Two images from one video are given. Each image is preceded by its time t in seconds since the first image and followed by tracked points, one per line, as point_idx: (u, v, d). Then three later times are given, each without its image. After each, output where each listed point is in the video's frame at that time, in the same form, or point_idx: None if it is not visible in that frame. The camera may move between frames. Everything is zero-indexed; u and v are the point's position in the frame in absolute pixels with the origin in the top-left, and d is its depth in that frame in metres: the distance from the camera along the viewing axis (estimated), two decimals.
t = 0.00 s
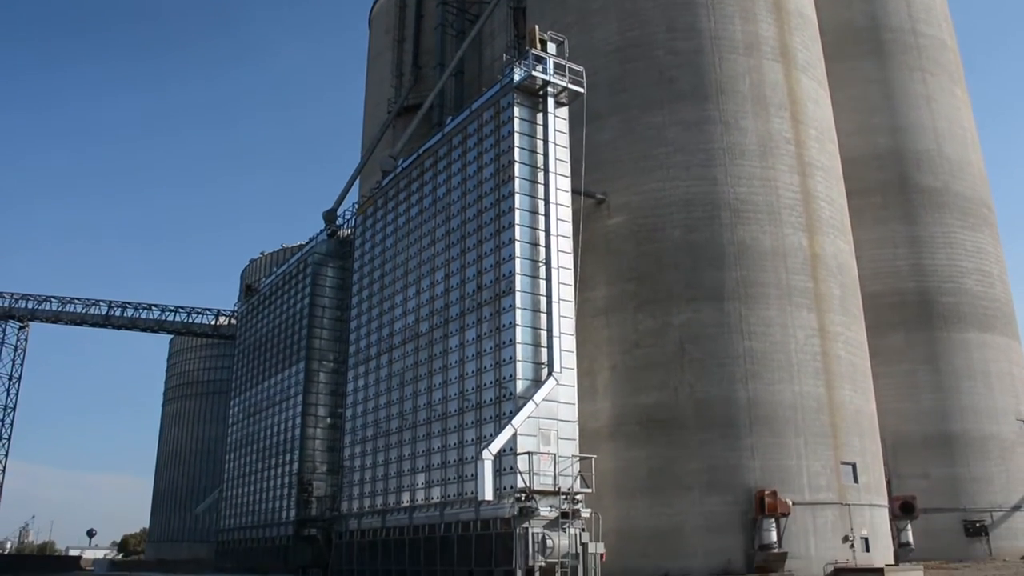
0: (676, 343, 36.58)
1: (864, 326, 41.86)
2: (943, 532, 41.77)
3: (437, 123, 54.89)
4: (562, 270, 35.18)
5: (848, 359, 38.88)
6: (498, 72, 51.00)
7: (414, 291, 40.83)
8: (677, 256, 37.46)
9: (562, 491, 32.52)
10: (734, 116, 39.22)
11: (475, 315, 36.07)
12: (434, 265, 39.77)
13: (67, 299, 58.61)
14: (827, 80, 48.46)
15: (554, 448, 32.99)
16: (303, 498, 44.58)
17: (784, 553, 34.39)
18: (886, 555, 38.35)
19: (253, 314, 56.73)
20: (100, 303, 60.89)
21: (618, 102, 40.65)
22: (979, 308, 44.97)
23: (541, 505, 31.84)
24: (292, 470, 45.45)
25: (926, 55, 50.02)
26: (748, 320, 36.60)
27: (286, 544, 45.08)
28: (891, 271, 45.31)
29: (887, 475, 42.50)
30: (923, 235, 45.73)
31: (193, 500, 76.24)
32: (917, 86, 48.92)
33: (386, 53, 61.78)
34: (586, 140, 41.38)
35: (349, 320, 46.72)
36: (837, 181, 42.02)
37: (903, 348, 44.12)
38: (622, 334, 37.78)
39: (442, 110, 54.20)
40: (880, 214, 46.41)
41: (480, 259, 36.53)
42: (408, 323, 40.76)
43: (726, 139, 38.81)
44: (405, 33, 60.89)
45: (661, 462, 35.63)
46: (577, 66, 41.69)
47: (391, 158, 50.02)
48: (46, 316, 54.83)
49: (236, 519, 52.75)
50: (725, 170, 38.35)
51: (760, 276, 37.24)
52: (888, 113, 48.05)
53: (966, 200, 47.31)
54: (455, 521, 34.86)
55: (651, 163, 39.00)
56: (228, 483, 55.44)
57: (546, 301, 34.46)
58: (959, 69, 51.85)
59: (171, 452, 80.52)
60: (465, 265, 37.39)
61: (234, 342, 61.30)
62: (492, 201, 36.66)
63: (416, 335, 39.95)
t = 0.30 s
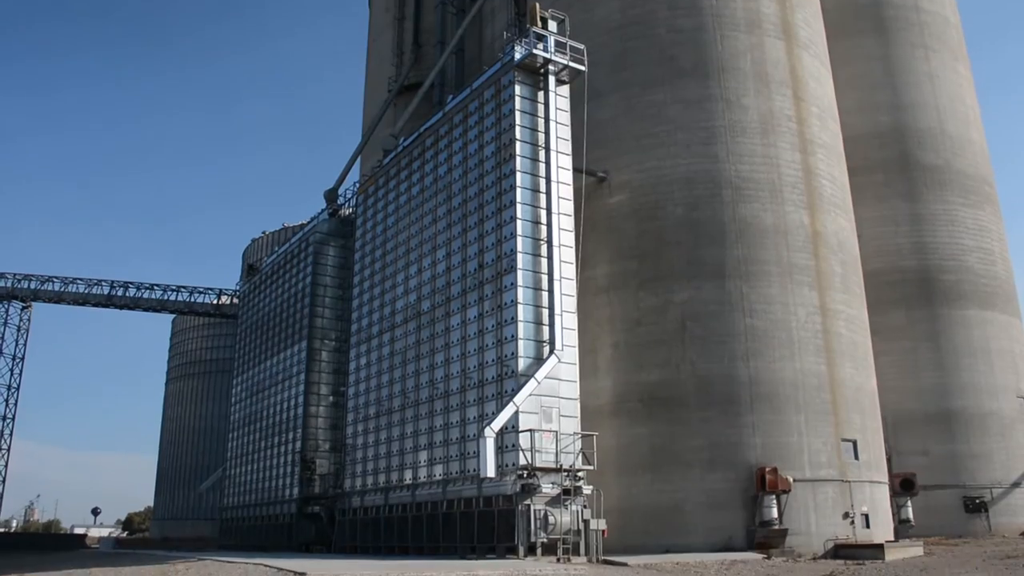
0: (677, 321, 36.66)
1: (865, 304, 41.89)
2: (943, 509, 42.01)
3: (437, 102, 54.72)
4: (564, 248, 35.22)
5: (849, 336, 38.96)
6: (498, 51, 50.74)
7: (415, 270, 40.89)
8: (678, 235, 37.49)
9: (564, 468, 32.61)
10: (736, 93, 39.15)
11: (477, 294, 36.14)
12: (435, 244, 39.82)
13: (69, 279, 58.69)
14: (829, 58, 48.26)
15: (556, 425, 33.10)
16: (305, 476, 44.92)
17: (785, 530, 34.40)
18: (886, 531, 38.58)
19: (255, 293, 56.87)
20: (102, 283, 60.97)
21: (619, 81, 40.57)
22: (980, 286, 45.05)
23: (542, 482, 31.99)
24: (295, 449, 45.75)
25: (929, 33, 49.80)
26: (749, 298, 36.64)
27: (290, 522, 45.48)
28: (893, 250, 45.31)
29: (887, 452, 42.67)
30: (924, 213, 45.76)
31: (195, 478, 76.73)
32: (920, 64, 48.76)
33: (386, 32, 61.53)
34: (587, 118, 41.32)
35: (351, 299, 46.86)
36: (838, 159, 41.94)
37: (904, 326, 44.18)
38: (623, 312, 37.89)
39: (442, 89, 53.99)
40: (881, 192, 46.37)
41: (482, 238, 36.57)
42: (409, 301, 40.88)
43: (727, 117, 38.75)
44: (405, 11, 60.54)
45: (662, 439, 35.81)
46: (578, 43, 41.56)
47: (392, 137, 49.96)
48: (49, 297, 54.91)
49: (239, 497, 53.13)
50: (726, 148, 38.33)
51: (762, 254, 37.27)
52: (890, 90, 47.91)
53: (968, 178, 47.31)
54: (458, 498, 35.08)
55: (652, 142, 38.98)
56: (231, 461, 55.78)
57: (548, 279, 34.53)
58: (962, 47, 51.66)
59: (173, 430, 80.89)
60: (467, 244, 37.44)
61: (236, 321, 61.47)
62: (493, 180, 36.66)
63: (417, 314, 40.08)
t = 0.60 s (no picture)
0: (679, 299, 36.73)
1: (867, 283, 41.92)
2: (942, 486, 42.27)
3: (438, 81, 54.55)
4: (566, 226, 35.27)
5: (850, 314, 39.02)
6: (500, 29, 50.47)
7: (417, 248, 40.98)
8: (679, 212, 37.52)
9: (565, 445, 32.79)
10: (738, 71, 39.09)
11: (479, 272, 36.21)
12: (437, 222, 39.88)
13: (71, 259, 58.84)
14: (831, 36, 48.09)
15: (557, 403, 33.24)
16: (308, 454, 45.23)
17: (785, 507, 34.69)
18: (886, 507, 38.80)
19: (257, 272, 57.00)
20: (104, 262, 61.13)
21: (620, 58, 40.55)
22: (982, 264, 45.14)
23: (544, 459, 32.12)
24: (298, 427, 46.02)
25: (932, 10, 49.61)
26: (751, 277, 36.68)
27: (293, 499, 45.84)
28: (895, 228, 45.32)
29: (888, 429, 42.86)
30: (925, 190, 45.77)
31: (199, 455, 77.19)
32: (923, 41, 48.61)
33: (387, 10, 61.26)
34: (589, 96, 41.29)
35: (353, 277, 46.98)
36: (840, 136, 41.89)
37: (905, 304, 44.25)
38: (625, 289, 37.99)
39: (444, 67, 53.73)
40: (883, 170, 46.36)
41: (484, 215, 36.60)
42: (411, 279, 40.98)
43: (729, 94, 38.70)
44: None
45: (664, 417, 35.96)
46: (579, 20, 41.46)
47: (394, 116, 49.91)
48: (52, 276, 55.06)
49: (242, 475, 53.47)
50: (728, 126, 38.29)
51: (763, 231, 37.30)
52: (893, 68, 47.77)
53: (971, 155, 47.30)
54: (459, 475, 35.31)
55: (654, 120, 38.99)
56: (234, 439, 56.11)
57: (550, 257, 34.58)
58: (965, 24, 51.48)
59: (176, 408, 81.28)
60: (468, 222, 37.50)
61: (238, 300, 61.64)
62: (495, 158, 36.68)
63: (419, 292, 40.19)
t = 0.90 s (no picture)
0: (680, 277, 36.77)
1: (868, 261, 41.94)
2: (942, 463, 42.50)
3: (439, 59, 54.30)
4: (567, 204, 35.25)
5: (851, 292, 39.06)
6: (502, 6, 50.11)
7: (419, 226, 41.01)
8: (681, 191, 37.52)
9: (567, 423, 32.86)
10: (740, 49, 38.97)
11: (480, 250, 36.23)
12: (439, 200, 39.89)
13: (73, 238, 58.93)
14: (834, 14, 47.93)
15: (559, 380, 33.31)
16: (311, 432, 45.49)
17: (786, 485, 34.94)
18: (886, 485, 39.01)
19: (258, 251, 57.09)
20: (106, 242, 61.20)
21: (623, 36, 40.47)
22: (984, 243, 45.20)
23: (546, 437, 32.32)
24: (300, 404, 46.25)
25: None
26: (753, 255, 36.69)
27: (295, 476, 46.15)
28: (896, 207, 45.32)
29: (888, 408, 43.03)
30: (928, 169, 45.74)
31: (201, 434, 77.57)
32: (926, 19, 48.43)
33: None
34: (590, 75, 41.23)
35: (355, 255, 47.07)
36: (843, 115, 41.81)
37: (906, 283, 44.29)
38: (626, 268, 38.05)
39: (445, 45, 53.44)
40: (885, 148, 46.33)
41: (485, 193, 36.60)
42: (413, 257, 41.05)
43: (732, 72, 38.60)
44: None
45: (665, 394, 36.09)
46: None
47: (395, 94, 49.77)
48: (54, 256, 55.13)
49: (245, 453, 53.75)
50: (730, 104, 38.21)
51: (765, 210, 37.28)
52: (896, 46, 47.61)
53: (974, 134, 47.23)
54: (461, 452, 35.47)
55: (656, 98, 38.95)
56: (236, 416, 56.37)
57: (551, 235, 34.57)
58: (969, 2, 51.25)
59: (179, 387, 81.55)
60: (470, 200, 37.50)
61: (240, 279, 61.77)
62: (496, 135, 36.64)
63: (420, 270, 40.26)
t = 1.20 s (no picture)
0: (682, 258, 36.74)
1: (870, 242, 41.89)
2: (942, 444, 42.66)
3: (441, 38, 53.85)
4: (569, 184, 35.15)
5: (853, 272, 39.04)
6: None
7: (420, 206, 40.97)
8: (683, 170, 37.46)
9: (568, 403, 32.89)
10: (744, 28, 38.80)
11: (482, 229, 36.18)
12: (440, 179, 39.82)
13: (74, 218, 58.88)
14: None
15: (560, 360, 33.33)
16: (312, 411, 45.66)
17: (786, 465, 34.92)
18: (886, 465, 39.14)
19: (259, 231, 57.10)
20: (108, 223, 61.15)
21: (626, 15, 40.32)
22: (986, 224, 45.18)
23: (547, 416, 32.36)
24: (301, 384, 46.42)
25: None
26: (755, 236, 36.64)
27: (297, 456, 46.36)
28: (899, 187, 45.27)
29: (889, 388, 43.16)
30: (931, 150, 45.63)
31: (203, 414, 77.85)
32: None
33: None
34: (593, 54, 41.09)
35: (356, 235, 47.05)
36: (846, 95, 41.65)
37: (908, 264, 44.28)
38: (628, 248, 38.05)
39: (446, 24, 52.49)
40: (888, 129, 46.22)
41: (487, 173, 36.50)
42: (414, 237, 41.01)
43: (735, 52, 38.44)
44: None
45: (666, 374, 36.13)
46: None
47: (397, 73, 49.52)
48: (55, 236, 55.10)
49: (246, 433, 53.93)
50: (733, 84, 38.08)
51: (768, 190, 37.20)
52: (900, 26, 47.36)
53: (977, 114, 47.08)
54: (462, 432, 35.56)
55: (658, 78, 38.85)
56: (238, 395, 56.53)
57: (553, 215, 34.49)
58: None
59: (181, 366, 81.73)
60: (471, 179, 37.41)
61: (241, 259, 61.80)
62: (498, 115, 36.52)
63: (422, 249, 40.23)
